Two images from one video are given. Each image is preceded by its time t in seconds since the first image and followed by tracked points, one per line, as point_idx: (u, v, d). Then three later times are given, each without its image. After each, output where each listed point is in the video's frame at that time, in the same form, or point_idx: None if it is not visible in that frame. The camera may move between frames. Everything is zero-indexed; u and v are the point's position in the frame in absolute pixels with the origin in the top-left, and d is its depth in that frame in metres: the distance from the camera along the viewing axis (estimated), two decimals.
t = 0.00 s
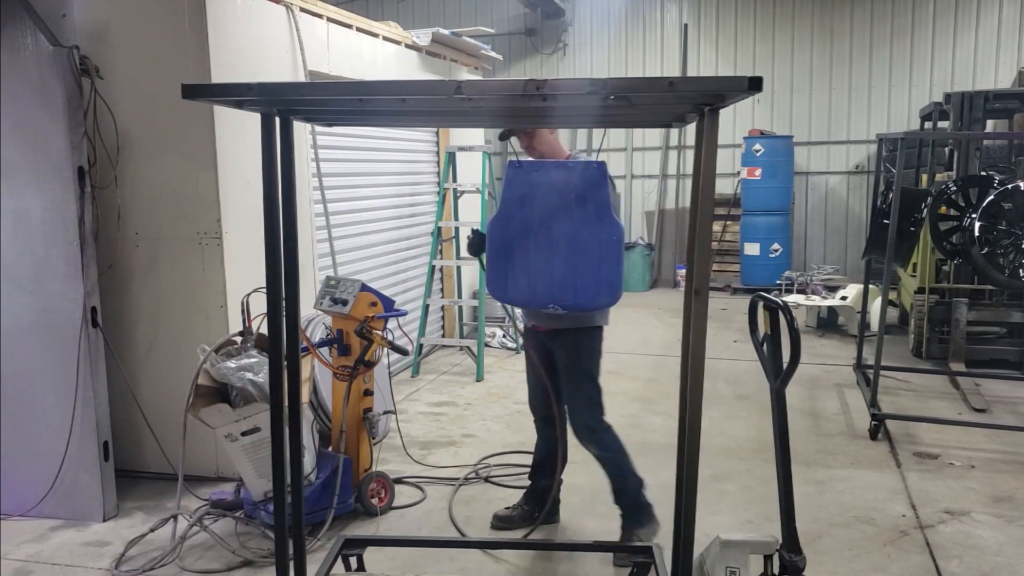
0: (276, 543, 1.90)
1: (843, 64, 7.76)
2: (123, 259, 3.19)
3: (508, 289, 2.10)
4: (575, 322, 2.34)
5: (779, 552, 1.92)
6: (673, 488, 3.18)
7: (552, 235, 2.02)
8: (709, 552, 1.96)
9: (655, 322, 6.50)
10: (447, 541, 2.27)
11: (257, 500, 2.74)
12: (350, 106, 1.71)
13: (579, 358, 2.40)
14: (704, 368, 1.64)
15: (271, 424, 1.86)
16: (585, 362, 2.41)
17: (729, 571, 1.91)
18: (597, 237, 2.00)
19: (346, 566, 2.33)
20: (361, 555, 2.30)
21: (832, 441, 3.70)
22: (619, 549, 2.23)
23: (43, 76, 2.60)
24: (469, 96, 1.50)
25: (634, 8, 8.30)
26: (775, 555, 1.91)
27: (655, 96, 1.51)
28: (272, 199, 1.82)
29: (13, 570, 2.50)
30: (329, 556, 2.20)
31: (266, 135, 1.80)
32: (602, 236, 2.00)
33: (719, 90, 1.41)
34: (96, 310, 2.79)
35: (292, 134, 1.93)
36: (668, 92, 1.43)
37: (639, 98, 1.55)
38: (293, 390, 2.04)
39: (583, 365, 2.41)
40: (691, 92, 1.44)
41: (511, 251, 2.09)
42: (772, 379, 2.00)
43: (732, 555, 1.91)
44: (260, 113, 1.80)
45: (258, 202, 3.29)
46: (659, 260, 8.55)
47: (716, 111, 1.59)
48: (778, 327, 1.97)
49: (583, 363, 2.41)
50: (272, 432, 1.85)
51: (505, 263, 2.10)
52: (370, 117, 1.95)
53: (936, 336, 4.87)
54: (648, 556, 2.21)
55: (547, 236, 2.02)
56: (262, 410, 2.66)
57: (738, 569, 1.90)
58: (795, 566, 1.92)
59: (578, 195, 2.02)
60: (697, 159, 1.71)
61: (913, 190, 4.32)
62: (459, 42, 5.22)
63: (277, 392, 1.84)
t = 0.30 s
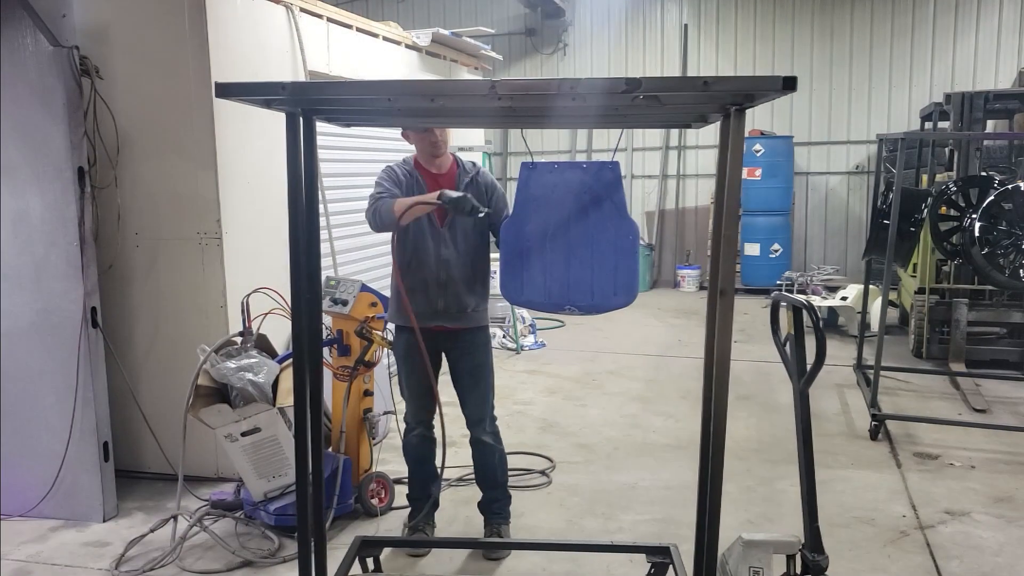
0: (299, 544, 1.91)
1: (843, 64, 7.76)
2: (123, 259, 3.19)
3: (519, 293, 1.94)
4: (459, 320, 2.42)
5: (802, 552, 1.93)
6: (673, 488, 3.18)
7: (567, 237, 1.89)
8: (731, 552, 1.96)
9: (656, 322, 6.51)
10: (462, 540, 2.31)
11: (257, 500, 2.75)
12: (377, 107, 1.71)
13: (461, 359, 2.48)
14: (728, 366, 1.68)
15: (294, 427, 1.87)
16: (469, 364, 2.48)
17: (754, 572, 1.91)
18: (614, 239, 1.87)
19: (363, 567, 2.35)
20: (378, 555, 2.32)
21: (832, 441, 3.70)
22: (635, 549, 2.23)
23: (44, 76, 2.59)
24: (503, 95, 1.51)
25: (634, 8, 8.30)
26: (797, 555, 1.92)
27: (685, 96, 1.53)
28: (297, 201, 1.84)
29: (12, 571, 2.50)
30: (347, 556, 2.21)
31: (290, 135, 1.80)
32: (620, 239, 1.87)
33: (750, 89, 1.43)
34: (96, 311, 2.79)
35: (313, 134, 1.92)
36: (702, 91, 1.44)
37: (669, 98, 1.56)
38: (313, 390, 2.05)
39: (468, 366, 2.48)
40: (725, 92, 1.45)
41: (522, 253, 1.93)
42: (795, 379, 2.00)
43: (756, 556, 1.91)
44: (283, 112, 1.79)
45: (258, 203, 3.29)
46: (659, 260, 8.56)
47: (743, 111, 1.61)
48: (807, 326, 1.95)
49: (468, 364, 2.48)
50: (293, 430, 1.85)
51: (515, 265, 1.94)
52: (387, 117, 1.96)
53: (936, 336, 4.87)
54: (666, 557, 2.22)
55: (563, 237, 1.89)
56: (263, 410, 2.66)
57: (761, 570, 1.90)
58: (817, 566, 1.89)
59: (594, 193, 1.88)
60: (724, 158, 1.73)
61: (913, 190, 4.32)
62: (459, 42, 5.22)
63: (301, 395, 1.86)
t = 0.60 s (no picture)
0: (303, 543, 1.92)
1: (843, 64, 7.76)
2: (123, 259, 3.19)
3: (522, 293, 1.94)
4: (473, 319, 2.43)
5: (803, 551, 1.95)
6: (673, 488, 3.18)
7: (570, 236, 1.88)
8: (735, 551, 1.95)
9: (656, 322, 6.50)
10: (465, 540, 2.31)
11: (257, 500, 2.76)
12: (381, 107, 1.71)
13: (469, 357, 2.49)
14: (733, 364, 1.67)
15: (297, 427, 1.86)
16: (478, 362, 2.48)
17: (756, 571, 1.90)
18: (617, 239, 1.87)
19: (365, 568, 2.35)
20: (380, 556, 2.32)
21: (832, 441, 3.69)
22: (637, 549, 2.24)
23: (44, 76, 2.59)
24: (507, 94, 1.51)
25: (634, 8, 8.29)
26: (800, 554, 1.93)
27: (690, 96, 1.53)
28: (300, 200, 1.84)
29: (13, 571, 2.50)
30: (348, 557, 2.21)
31: (293, 135, 1.79)
32: (623, 239, 1.87)
33: (754, 88, 1.43)
34: (96, 311, 2.79)
35: (316, 134, 1.92)
36: (707, 91, 1.44)
37: (673, 98, 1.56)
38: (316, 391, 2.04)
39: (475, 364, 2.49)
40: (729, 92, 1.45)
41: (524, 253, 1.93)
42: (798, 379, 2.00)
43: (759, 555, 1.91)
44: (286, 112, 1.79)
45: (258, 203, 3.29)
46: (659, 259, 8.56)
47: (746, 111, 1.61)
48: (809, 325, 1.96)
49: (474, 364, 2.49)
50: (296, 429, 1.85)
51: (518, 265, 1.94)
52: (389, 116, 1.96)
53: (936, 336, 4.87)
54: (668, 556, 2.22)
55: (565, 237, 1.88)
56: (262, 410, 2.65)
57: (764, 570, 1.90)
58: (819, 564, 1.94)
59: (597, 193, 1.88)
60: (727, 158, 1.73)
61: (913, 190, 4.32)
62: (459, 42, 5.22)
63: (303, 395, 1.86)
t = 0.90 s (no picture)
0: (302, 543, 1.91)
1: (843, 64, 7.76)
2: (123, 259, 3.18)
3: (521, 292, 1.94)
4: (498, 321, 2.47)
5: (803, 551, 1.95)
6: (673, 487, 3.18)
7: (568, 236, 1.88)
8: (735, 551, 1.95)
9: (656, 322, 6.50)
10: (466, 540, 2.31)
11: (257, 500, 2.76)
12: (381, 107, 1.71)
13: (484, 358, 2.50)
14: (733, 363, 1.67)
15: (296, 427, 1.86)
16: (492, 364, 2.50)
17: (755, 571, 1.90)
18: (617, 238, 1.87)
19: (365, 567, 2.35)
20: (380, 555, 2.32)
21: (832, 441, 3.69)
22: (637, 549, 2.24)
23: (43, 76, 2.60)
24: (507, 94, 1.51)
25: (634, 8, 8.29)
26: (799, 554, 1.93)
27: (689, 96, 1.53)
28: (300, 201, 1.84)
29: (13, 571, 2.50)
30: (348, 557, 2.21)
31: (292, 135, 1.79)
32: (623, 239, 1.87)
33: (754, 88, 1.42)
34: (96, 311, 2.79)
35: (315, 134, 1.92)
36: (706, 91, 1.44)
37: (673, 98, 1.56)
38: (316, 391, 2.04)
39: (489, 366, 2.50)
40: (729, 92, 1.45)
41: (524, 253, 1.93)
42: (798, 379, 1.99)
43: (759, 555, 1.91)
44: (286, 112, 1.79)
45: (258, 202, 3.29)
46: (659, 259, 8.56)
47: (746, 111, 1.61)
48: (809, 326, 1.96)
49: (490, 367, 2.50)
50: (296, 429, 1.85)
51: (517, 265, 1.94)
52: (389, 117, 1.96)
53: (936, 336, 4.87)
54: (668, 556, 2.22)
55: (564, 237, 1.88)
56: (262, 410, 2.65)
57: (764, 570, 1.90)
58: (819, 564, 1.94)
59: (596, 193, 1.88)
60: (726, 158, 1.73)
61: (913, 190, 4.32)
62: (459, 42, 5.22)
63: (303, 395, 1.85)
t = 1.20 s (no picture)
0: (303, 543, 1.91)
1: (843, 64, 7.76)
2: (123, 259, 3.18)
3: (520, 292, 1.94)
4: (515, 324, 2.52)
5: (803, 551, 1.95)
6: (673, 488, 3.18)
7: (569, 235, 1.88)
8: (734, 552, 1.95)
9: (656, 322, 6.50)
10: (466, 539, 2.31)
11: (257, 500, 2.76)
12: (381, 107, 1.71)
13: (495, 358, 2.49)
14: (733, 364, 1.67)
15: (297, 427, 1.86)
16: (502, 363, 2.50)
17: (756, 571, 1.90)
18: (616, 238, 1.88)
19: (365, 567, 2.35)
20: (380, 555, 2.32)
21: (832, 441, 3.69)
22: (636, 549, 2.23)
23: (43, 76, 2.60)
24: (506, 94, 1.51)
25: (634, 8, 8.29)
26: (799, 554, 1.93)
27: (689, 96, 1.52)
28: (300, 202, 1.84)
29: (13, 571, 2.50)
30: (348, 557, 2.21)
31: (292, 135, 1.79)
32: (622, 238, 1.88)
33: (753, 89, 1.42)
34: (96, 311, 2.79)
35: (315, 134, 1.92)
36: (706, 91, 1.44)
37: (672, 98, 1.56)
38: (317, 392, 2.04)
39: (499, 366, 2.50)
40: (729, 92, 1.45)
41: (523, 253, 1.92)
42: (798, 379, 2.00)
43: (758, 555, 1.90)
44: (286, 112, 1.79)
45: (258, 202, 3.29)
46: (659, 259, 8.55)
47: (746, 111, 1.61)
48: (808, 325, 1.96)
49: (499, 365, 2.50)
50: (295, 428, 1.84)
51: (517, 265, 1.93)
52: (389, 117, 1.96)
53: (936, 336, 4.87)
54: (668, 556, 2.22)
55: (564, 236, 1.88)
56: (263, 410, 2.65)
57: (764, 570, 1.89)
58: (819, 565, 1.94)
59: (597, 192, 1.88)
60: (726, 159, 1.73)
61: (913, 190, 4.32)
62: (459, 42, 5.22)
63: (303, 395, 1.85)
